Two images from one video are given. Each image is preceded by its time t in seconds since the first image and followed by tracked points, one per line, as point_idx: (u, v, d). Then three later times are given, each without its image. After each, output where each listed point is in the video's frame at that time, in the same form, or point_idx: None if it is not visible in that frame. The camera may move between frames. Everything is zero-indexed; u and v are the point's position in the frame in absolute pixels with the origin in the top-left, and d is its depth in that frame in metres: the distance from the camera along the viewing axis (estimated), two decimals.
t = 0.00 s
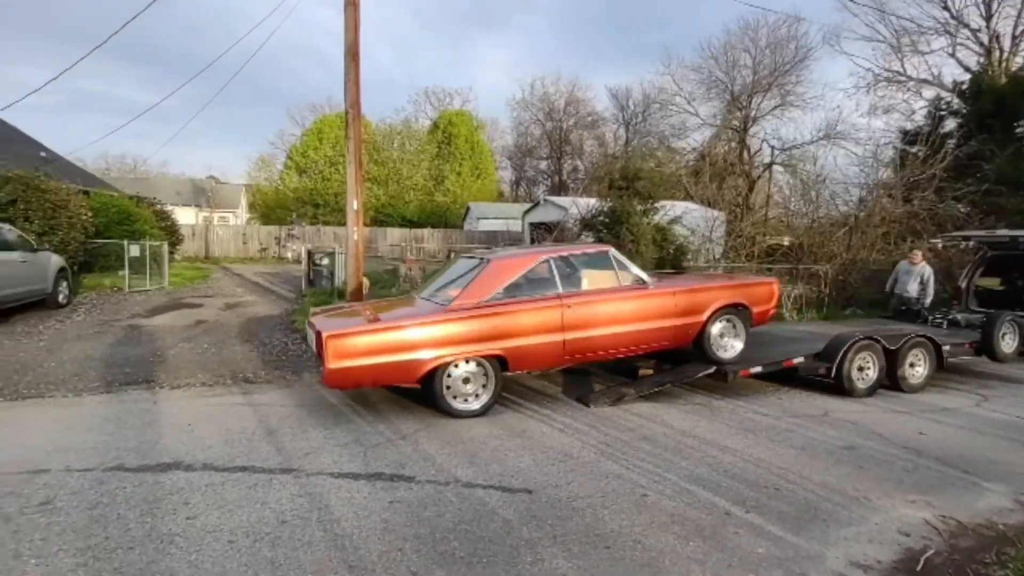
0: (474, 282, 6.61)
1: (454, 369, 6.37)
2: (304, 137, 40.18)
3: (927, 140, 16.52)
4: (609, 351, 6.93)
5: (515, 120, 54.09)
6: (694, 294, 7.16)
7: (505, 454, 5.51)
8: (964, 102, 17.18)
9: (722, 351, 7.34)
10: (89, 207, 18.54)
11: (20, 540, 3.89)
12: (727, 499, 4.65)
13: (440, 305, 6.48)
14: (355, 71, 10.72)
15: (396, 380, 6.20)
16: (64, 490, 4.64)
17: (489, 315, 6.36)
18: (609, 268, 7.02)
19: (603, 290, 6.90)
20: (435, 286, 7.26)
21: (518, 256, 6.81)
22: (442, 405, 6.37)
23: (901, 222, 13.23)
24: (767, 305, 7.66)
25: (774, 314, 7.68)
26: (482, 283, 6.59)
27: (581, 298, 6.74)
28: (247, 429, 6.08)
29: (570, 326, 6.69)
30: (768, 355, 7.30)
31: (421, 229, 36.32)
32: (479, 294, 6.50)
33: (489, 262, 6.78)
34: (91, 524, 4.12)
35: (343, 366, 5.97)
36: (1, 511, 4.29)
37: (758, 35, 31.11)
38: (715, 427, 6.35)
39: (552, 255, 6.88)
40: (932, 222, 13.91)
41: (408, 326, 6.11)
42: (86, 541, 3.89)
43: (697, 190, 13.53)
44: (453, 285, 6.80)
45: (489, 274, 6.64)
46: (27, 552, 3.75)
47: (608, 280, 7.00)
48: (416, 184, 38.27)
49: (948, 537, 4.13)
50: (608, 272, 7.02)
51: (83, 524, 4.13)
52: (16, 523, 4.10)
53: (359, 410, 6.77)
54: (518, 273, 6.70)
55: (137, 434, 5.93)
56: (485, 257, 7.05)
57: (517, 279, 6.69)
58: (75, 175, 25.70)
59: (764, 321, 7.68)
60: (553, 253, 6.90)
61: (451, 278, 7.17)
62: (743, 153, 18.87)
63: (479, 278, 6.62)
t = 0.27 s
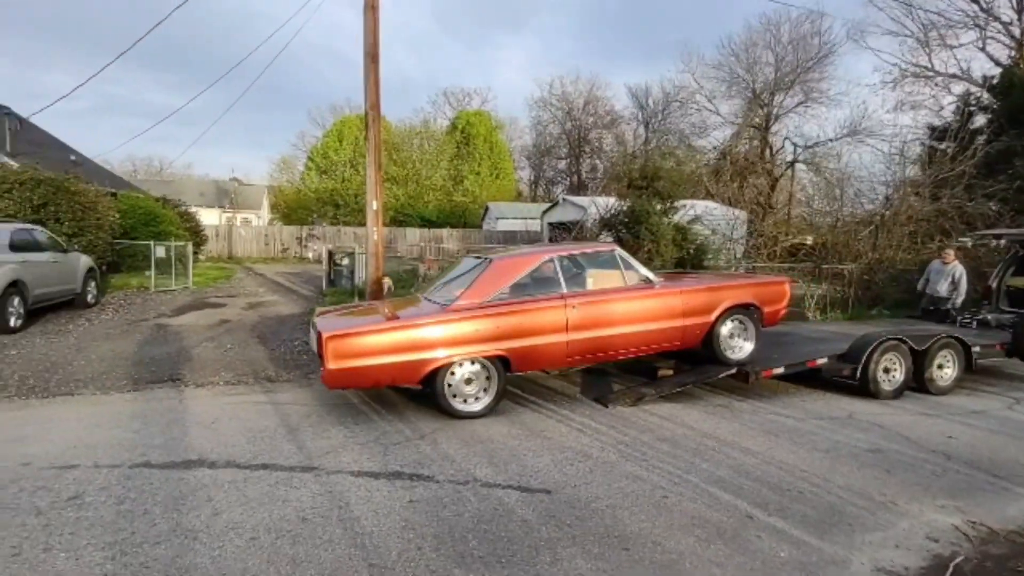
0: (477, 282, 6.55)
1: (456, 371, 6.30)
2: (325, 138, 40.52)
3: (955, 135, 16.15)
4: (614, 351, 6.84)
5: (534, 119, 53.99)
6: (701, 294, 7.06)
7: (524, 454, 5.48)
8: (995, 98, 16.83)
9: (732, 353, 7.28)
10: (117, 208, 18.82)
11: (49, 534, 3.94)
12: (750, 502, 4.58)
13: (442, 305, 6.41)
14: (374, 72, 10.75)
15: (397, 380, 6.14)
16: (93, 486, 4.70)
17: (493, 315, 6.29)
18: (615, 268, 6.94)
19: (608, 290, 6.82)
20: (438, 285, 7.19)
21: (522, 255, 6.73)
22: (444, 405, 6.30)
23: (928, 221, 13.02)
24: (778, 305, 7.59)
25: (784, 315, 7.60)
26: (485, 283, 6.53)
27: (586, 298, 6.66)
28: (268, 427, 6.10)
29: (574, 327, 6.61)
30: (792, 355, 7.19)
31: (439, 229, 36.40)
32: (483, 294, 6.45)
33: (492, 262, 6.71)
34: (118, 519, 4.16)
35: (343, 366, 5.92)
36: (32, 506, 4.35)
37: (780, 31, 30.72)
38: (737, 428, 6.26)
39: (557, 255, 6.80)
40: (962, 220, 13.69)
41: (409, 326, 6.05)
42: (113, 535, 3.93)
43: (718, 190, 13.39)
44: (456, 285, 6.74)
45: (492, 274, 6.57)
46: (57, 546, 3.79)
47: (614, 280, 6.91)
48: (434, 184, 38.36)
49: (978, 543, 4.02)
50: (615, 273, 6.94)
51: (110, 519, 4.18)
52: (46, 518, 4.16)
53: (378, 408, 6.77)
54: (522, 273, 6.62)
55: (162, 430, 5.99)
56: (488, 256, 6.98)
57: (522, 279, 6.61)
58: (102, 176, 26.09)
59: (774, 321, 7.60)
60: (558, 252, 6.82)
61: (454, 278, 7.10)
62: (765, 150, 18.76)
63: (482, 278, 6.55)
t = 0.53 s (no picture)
0: (476, 282, 6.50)
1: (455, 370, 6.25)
2: (338, 138, 40.69)
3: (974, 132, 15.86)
4: (615, 352, 6.78)
5: (545, 119, 53.93)
6: (703, 295, 6.99)
7: (536, 454, 5.45)
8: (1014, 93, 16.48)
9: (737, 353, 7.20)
10: (133, 209, 18.98)
11: (68, 530, 3.97)
12: (764, 503, 4.53)
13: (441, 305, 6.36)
14: (386, 72, 10.76)
15: (394, 380, 6.10)
16: (110, 483, 4.73)
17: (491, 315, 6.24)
18: (617, 268, 6.88)
19: (610, 289, 6.75)
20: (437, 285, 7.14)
21: (521, 254, 6.68)
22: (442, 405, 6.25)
23: (946, 220, 12.91)
24: (785, 306, 7.50)
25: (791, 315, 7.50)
26: (485, 283, 6.48)
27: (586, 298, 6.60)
28: (282, 426, 6.12)
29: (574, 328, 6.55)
30: (807, 355, 7.12)
31: (451, 229, 36.43)
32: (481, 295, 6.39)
33: (492, 261, 6.66)
34: (135, 516, 4.18)
35: (340, 365, 5.89)
36: (50, 502, 4.38)
37: (795, 29, 30.47)
38: (750, 429, 6.21)
39: (557, 254, 6.73)
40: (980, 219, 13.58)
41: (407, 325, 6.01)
42: (131, 532, 3.96)
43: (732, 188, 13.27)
44: (456, 285, 6.69)
45: (491, 274, 6.51)
46: (76, 542, 3.82)
47: (616, 280, 6.85)
48: (445, 184, 38.39)
49: (998, 547, 3.95)
50: (617, 272, 6.88)
51: (127, 516, 4.21)
52: (64, 515, 4.19)
53: (390, 408, 6.77)
54: (521, 273, 6.57)
55: (177, 428, 6.02)
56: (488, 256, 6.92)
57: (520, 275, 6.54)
58: (118, 177, 26.34)
59: (780, 323, 7.52)
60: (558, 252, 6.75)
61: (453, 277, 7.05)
62: (779, 148, 18.62)
63: (481, 277, 6.50)
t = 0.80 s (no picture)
0: (468, 282, 6.46)
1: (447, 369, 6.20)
2: (345, 138, 40.78)
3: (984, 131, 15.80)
4: (609, 353, 6.73)
5: (552, 118, 53.89)
6: (697, 296, 6.93)
7: (543, 454, 5.44)
8: None
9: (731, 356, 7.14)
10: (143, 208, 19.08)
11: (79, 527, 3.98)
12: (773, 503, 4.51)
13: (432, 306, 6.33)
14: (393, 72, 10.77)
15: (383, 379, 6.08)
16: (120, 481, 4.75)
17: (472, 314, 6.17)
18: (611, 268, 6.82)
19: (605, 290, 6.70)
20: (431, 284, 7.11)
21: (514, 255, 6.63)
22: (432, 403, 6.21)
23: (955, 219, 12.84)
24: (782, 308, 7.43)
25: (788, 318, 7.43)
26: (476, 283, 6.43)
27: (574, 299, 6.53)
28: (289, 425, 6.13)
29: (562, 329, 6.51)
30: (815, 355, 7.08)
31: (458, 228, 36.44)
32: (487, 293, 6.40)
33: (484, 261, 6.61)
34: (145, 514, 4.19)
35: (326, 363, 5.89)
36: (61, 500, 4.40)
37: (803, 26, 30.30)
38: (758, 429, 6.18)
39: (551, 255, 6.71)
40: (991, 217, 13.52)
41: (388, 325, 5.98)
42: (141, 530, 3.97)
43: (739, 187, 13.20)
44: (448, 285, 6.65)
45: (484, 273, 6.48)
46: (86, 539, 3.84)
47: (610, 281, 6.79)
48: (452, 184, 38.39)
49: (1010, 548, 3.91)
50: (611, 273, 6.82)
51: (137, 513, 4.22)
52: (75, 512, 4.21)
53: (397, 407, 6.77)
54: (513, 273, 6.52)
55: (186, 427, 6.04)
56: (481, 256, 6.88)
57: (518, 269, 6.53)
58: (127, 177, 26.47)
59: (778, 325, 7.45)
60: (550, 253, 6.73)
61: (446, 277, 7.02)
62: (787, 147, 18.50)
63: (472, 277, 6.46)
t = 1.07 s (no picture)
0: (453, 281, 6.39)
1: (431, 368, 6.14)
2: (349, 138, 40.83)
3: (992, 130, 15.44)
4: (600, 355, 6.66)
5: (556, 117, 53.87)
6: (689, 298, 6.85)
7: (548, 453, 5.44)
8: None
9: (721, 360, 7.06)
10: (148, 208, 19.14)
11: (87, 525, 4.00)
12: (778, 502, 4.50)
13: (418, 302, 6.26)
14: (398, 72, 10.78)
15: (363, 378, 6.01)
16: (127, 478, 4.77)
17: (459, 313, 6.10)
18: (599, 269, 6.72)
19: (592, 292, 6.60)
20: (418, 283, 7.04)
21: (500, 254, 6.55)
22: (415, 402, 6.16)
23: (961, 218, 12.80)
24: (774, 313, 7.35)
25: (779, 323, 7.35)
26: (462, 282, 6.36)
27: (565, 300, 6.45)
28: (295, 423, 6.15)
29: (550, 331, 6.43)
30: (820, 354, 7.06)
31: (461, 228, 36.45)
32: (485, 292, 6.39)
33: (470, 260, 6.54)
34: (152, 511, 4.21)
35: (308, 360, 5.82)
36: (69, 497, 4.42)
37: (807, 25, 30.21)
38: (763, 428, 6.17)
39: (539, 254, 6.62)
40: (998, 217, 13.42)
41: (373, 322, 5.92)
42: (148, 527, 3.98)
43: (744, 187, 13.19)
44: (433, 284, 6.59)
45: (470, 272, 6.41)
46: (94, 536, 3.85)
47: (598, 282, 6.70)
48: (455, 183, 38.38)
49: (1017, 549, 3.89)
50: (599, 274, 6.72)
51: (144, 511, 4.24)
52: (83, 509, 4.23)
53: (401, 406, 6.77)
54: (499, 272, 6.45)
55: (192, 425, 6.05)
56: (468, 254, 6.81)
57: (517, 267, 6.50)
58: (133, 177, 26.56)
59: (769, 330, 7.38)
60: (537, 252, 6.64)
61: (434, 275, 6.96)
62: (792, 146, 18.43)
63: (457, 276, 6.38)
